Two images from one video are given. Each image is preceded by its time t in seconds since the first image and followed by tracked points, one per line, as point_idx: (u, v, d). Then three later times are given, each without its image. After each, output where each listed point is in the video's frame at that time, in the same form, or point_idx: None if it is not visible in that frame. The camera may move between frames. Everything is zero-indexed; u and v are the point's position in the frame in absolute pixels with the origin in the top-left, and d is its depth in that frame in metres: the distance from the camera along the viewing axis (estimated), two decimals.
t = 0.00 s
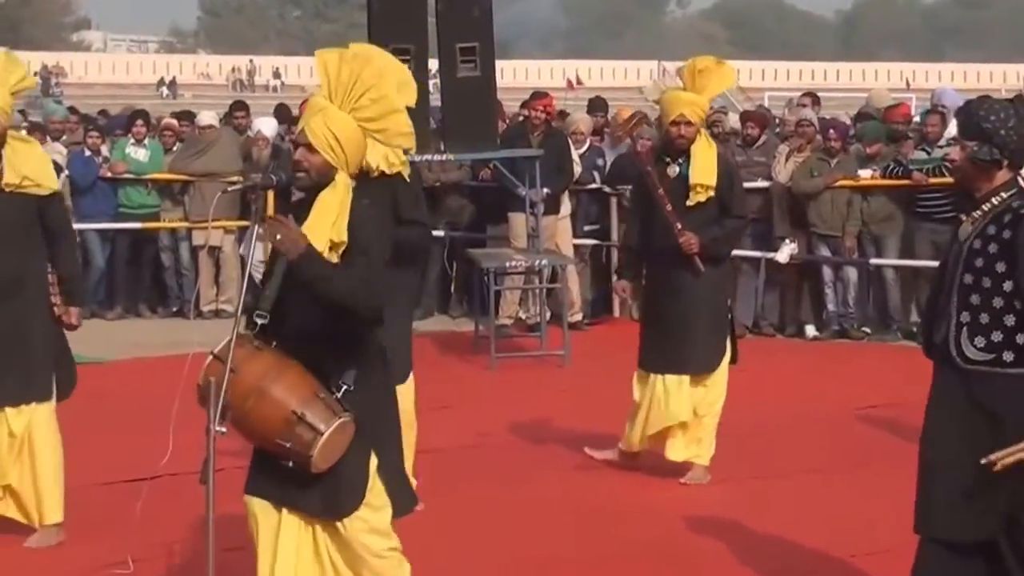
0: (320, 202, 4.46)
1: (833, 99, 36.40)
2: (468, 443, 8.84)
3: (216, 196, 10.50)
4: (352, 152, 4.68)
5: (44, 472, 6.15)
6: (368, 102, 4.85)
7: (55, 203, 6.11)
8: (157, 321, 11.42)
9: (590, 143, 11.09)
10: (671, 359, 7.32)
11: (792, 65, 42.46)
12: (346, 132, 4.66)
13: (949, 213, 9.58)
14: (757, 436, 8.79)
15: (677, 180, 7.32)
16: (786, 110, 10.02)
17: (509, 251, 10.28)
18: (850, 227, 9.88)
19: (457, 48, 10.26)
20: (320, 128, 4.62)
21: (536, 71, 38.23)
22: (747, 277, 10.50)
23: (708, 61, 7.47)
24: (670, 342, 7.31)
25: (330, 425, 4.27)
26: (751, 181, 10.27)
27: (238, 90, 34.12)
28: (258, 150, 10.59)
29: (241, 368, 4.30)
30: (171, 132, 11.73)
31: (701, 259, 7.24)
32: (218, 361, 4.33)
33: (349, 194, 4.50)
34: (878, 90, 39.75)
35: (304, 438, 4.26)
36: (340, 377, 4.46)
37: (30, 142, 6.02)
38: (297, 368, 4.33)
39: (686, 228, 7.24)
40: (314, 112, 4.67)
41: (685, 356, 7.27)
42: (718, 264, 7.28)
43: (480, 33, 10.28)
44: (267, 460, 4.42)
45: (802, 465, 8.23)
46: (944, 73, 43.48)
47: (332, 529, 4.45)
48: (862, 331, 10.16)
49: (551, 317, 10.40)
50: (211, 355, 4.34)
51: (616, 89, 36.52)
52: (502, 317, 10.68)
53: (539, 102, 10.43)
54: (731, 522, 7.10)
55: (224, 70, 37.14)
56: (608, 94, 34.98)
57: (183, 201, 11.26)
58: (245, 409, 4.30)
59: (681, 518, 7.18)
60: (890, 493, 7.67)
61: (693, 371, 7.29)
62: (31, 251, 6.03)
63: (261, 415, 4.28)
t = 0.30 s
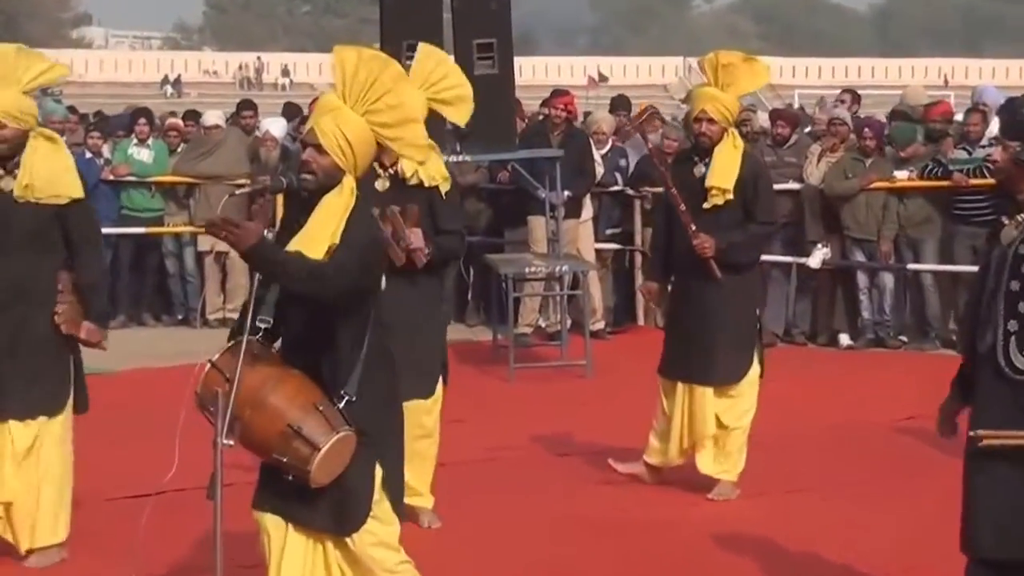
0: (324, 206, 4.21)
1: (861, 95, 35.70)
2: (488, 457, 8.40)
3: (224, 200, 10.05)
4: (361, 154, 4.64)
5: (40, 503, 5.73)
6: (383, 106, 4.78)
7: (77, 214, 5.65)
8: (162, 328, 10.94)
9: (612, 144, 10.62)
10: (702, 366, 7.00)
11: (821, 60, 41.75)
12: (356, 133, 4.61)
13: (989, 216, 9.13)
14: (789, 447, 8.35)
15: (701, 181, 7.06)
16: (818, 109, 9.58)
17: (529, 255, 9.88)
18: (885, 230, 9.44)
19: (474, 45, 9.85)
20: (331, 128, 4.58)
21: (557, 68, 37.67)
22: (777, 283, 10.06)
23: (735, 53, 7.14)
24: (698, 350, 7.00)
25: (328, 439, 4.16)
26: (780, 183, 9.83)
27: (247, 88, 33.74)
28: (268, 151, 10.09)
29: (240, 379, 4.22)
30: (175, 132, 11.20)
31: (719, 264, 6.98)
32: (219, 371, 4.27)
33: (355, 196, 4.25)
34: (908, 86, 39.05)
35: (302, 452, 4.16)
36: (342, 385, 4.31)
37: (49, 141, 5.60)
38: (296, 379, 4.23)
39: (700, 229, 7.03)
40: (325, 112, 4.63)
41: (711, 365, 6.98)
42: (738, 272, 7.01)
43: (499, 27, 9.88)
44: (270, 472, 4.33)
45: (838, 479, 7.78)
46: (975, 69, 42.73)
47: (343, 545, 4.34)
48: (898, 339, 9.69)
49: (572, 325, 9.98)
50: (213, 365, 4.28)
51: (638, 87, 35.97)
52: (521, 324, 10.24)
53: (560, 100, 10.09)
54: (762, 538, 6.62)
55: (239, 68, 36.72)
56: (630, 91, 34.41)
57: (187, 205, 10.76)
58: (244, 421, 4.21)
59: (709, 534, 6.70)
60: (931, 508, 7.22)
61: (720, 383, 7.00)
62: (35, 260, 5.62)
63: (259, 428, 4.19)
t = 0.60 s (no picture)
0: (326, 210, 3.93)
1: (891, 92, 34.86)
2: (504, 478, 7.83)
3: (227, 207, 9.49)
4: (365, 154, 4.32)
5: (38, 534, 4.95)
6: (390, 103, 4.59)
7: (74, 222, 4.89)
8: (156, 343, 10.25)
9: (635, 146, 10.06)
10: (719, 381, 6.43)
11: (852, 57, 40.86)
12: (360, 132, 4.31)
13: None
14: (825, 466, 7.78)
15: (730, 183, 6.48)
16: (854, 109, 9.00)
17: (548, 265, 9.36)
18: (927, 237, 8.91)
19: (489, 43, 9.31)
20: (330, 128, 4.28)
21: (580, 66, 36.95)
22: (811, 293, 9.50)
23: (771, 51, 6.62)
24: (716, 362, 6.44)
25: (337, 456, 3.87)
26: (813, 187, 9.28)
27: (250, 88, 33.19)
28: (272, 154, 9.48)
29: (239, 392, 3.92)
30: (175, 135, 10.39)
31: (738, 271, 6.43)
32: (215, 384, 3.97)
33: (357, 194, 3.94)
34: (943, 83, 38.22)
35: (309, 471, 3.86)
36: (349, 397, 4.01)
37: (30, 152, 4.83)
38: (301, 392, 3.93)
39: (720, 234, 6.50)
40: (325, 110, 4.32)
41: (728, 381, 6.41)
42: (760, 280, 6.43)
43: (516, 23, 9.34)
44: (274, 493, 4.03)
45: (880, 500, 7.19)
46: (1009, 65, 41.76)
47: (351, 567, 4.03)
48: (940, 352, 9.15)
49: (593, 338, 9.44)
50: (210, 378, 3.97)
51: (660, 86, 35.20)
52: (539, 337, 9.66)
53: (580, 101, 9.48)
54: (802, 564, 6.02)
55: (245, 68, 36.14)
56: (655, 91, 33.67)
57: (187, 211, 9.91)
58: (245, 439, 3.90)
59: (743, 560, 6.08)
60: (983, 531, 6.63)
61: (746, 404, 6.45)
62: (20, 270, 4.87)
63: (263, 447, 3.89)
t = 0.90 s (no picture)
0: (329, 222, 3.65)
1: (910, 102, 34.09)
2: (523, 507, 7.18)
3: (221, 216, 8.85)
4: (371, 157, 3.77)
5: None
6: (391, 100, 4.09)
7: (46, 226, 4.18)
8: (144, 362, 9.38)
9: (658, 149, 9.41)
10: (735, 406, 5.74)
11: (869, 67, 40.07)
12: (364, 133, 3.76)
13: None
14: (869, 494, 7.15)
15: (756, 187, 5.82)
16: (896, 109, 8.39)
17: (567, 278, 8.74)
18: (974, 248, 8.29)
19: (505, 40, 8.69)
20: (332, 128, 3.72)
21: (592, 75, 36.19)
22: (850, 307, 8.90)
23: (807, 48, 5.96)
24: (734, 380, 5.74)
25: (352, 480, 3.51)
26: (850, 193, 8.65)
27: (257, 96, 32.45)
28: (270, 159, 8.89)
29: (248, 416, 3.55)
30: (167, 136, 9.56)
31: (775, 287, 5.76)
32: (222, 410, 3.57)
33: (361, 198, 3.69)
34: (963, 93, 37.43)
35: (322, 497, 3.49)
36: (366, 422, 3.69)
37: (12, 157, 4.17)
38: (313, 416, 3.58)
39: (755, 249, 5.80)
40: (325, 111, 3.77)
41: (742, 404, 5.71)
42: (796, 296, 5.79)
43: (532, 17, 8.71)
44: (282, 524, 3.65)
45: (933, 530, 6.55)
46: None
47: None
48: (989, 371, 8.54)
49: (615, 355, 8.80)
50: (215, 404, 3.59)
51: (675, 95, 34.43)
52: (557, 354, 9.01)
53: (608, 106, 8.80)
54: None
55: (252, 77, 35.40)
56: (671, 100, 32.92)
57: (181, 220, 9.14)
58: (254, 465, 3.54)
59: None
60: None
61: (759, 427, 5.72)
62: None
63: (271, 474, 3.52)
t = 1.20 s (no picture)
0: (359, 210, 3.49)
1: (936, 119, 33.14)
2: (536, 546, 6.42)
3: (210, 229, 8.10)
4: (399, 150, 3.64)
5: None
6: (415, 86, 3.74)
7: (30, 225, 4.00)
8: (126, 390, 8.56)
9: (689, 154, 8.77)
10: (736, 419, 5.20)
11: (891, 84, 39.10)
12: (391, 127, 3.63)
13: None
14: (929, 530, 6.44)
15: (777, 201, 5.30)
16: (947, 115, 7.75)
17: (585, 297, 8.05)
18: None
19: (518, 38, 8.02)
20: (355, 120, 3.59)
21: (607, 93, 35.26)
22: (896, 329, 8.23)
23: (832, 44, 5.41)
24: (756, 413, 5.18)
25: (364, 500, 3.34)
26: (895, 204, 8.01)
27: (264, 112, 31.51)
28: (264, 168, 8.24)
29: (258, 440, 3.43)
30: (152, 144, 8.76)
31: (814, 315, 5.24)
32: (232, 437, 3.46)
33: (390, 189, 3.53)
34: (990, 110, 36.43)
35: (332, 518, 3.33)
36: (386, 433, 3.55)
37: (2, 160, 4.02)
38: (328, 434, 3.42)
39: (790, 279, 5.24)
40: (346, 103, 3.64)
41: (745, 418, 5.17)
42: (834, 322, 5.29)
43: (548, 16, 8.07)
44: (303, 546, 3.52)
45: (1001, 569, 5.85)
46: None
47: None
48: None
49: (638, 381, 8.07)
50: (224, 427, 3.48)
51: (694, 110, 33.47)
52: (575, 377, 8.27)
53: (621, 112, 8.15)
54: None
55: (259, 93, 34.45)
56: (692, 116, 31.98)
57: (167, 234, 8.39)
58: (263, 486, 3.38)
59: None
60: None
61: (768, 450, 5.14)
62: None
63: (278, 496, 3.36)
